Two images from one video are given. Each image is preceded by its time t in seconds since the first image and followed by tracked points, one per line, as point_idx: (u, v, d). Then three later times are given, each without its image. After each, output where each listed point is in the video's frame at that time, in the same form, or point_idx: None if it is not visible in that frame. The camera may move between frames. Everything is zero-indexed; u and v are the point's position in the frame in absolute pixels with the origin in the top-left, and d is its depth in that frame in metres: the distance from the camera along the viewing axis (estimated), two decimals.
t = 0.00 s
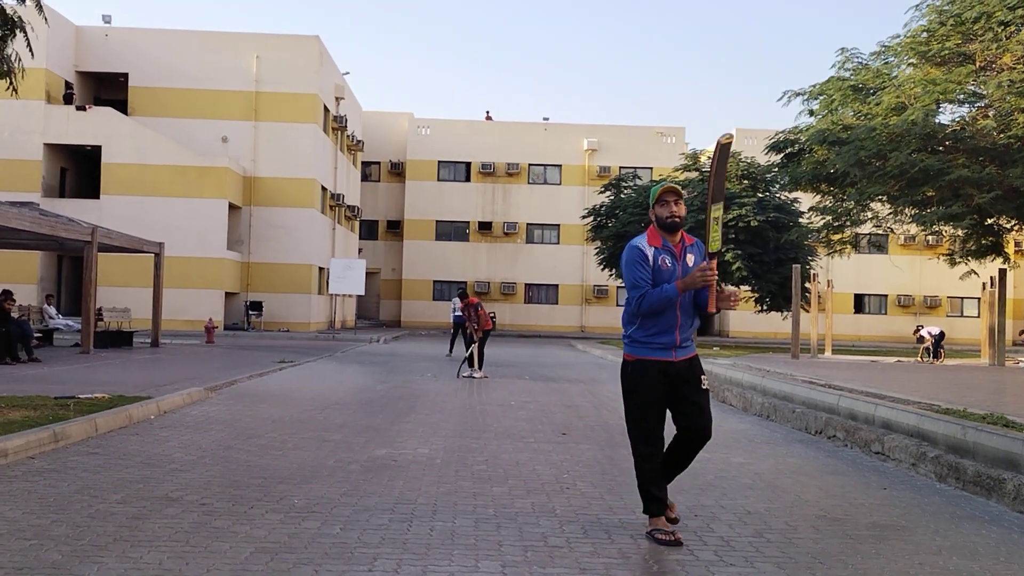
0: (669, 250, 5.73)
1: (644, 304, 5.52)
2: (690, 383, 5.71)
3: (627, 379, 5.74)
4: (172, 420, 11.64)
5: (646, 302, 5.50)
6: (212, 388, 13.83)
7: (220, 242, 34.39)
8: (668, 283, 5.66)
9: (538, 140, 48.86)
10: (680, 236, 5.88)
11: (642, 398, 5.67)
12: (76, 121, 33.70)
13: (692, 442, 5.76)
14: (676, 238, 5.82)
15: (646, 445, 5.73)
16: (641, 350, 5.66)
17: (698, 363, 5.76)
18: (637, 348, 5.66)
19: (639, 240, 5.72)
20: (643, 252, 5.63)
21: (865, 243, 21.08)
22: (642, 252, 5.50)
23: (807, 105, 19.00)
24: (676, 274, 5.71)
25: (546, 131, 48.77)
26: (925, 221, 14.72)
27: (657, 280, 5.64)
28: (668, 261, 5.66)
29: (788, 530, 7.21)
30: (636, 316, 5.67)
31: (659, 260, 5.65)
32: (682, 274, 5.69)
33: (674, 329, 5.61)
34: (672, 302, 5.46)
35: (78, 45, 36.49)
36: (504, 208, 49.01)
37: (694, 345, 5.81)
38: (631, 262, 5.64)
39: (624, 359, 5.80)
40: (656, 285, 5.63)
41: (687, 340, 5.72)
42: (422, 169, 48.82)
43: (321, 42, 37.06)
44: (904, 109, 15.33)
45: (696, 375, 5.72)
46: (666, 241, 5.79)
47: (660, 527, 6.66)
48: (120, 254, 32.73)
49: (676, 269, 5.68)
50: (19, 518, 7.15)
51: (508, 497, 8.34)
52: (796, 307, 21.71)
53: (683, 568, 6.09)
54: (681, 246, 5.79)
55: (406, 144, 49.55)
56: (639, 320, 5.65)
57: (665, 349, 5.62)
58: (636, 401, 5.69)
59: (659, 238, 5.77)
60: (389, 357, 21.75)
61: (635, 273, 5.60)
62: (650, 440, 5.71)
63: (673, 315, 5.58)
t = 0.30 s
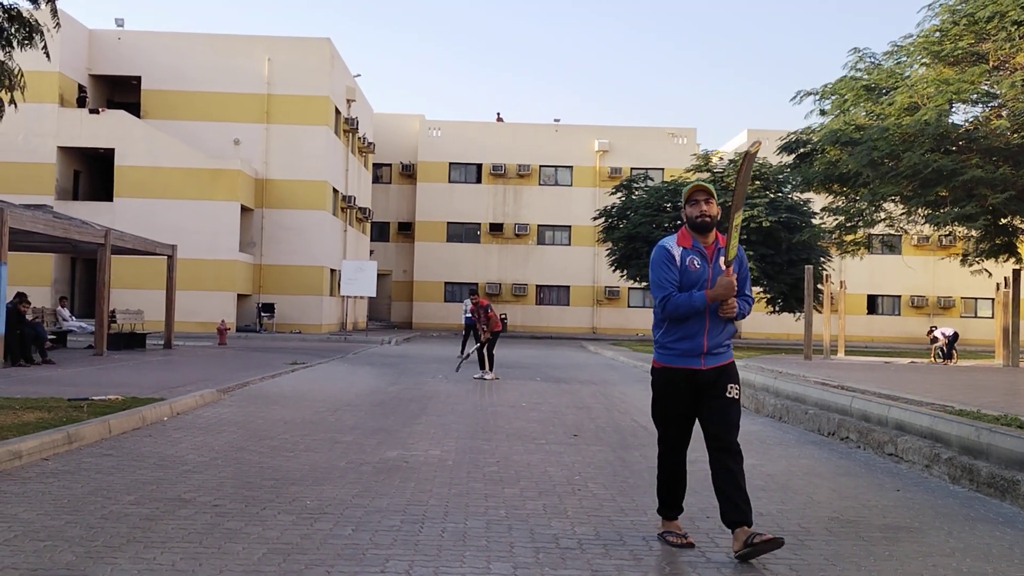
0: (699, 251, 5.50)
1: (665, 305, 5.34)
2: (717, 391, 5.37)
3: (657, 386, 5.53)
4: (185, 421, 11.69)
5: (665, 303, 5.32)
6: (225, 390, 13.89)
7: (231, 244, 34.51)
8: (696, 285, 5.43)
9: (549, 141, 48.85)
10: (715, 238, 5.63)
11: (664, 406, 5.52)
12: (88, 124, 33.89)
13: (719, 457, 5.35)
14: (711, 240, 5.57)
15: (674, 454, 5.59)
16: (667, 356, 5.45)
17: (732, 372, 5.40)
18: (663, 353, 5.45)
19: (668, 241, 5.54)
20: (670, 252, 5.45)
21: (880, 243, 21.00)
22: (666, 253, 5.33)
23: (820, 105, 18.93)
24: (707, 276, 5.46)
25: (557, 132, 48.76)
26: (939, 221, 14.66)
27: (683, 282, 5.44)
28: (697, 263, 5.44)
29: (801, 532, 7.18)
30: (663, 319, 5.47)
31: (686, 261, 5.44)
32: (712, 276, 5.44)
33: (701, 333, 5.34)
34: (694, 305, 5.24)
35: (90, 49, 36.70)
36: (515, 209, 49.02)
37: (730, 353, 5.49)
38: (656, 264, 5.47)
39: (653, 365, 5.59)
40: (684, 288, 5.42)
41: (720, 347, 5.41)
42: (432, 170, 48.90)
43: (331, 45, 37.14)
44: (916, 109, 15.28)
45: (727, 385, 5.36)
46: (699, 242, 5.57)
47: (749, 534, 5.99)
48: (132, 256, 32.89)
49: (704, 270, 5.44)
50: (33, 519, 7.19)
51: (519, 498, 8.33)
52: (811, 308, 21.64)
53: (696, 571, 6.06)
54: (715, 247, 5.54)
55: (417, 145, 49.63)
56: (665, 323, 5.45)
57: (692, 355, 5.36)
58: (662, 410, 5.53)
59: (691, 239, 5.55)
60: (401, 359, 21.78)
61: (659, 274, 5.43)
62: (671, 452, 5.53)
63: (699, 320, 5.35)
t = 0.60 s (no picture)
0: (737, 246, 5.29)
1: (701, 300, 5.11)
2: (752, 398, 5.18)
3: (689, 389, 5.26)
4: (188, 423, 11.71)
5: (702, 297, 5.09)
6: (228, 392, 13.90)
7: (235, 247, 34.57)
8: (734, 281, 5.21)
9: (553, 143, 48.88)
10: (754, 234, 5.43)
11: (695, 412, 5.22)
12: (92, 127, 33.96)
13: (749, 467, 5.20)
14: (749, 235, 5.37)
15: (697, 461, 5.33)
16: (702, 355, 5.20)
17: (768, 378, 5.19)
18: (697, 352, 5.21)
19: (704, 235, 5.34)
20: (706, 246, 5.25)
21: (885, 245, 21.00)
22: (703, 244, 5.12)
23: (823, 107, 18.91)
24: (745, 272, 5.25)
25: (561, 135, 48.80)
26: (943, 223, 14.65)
27: (720, 277, 5.22)
28: (734, 258, 5.22)
29: (805, 534, 7.16)
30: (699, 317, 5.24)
31: (724, 255, 5.24)
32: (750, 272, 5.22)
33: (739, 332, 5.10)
34: (732, 298, 5.00)
35: (95, 51, 36.78)
36: (519, 211, 49.06)
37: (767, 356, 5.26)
38: (691, 257, 5.26)
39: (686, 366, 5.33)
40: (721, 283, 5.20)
41: (757, 349, 5.18)
42: (436, 172, 48.94)
43: (335, 48, 37.19)
44: (920, 111, 15.29)
45: (762, 391, 5.16)
46: (736, 238, 5.36)
47: (755, 557, 5.99)
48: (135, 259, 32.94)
49: (743, 266, 5.22)
50: (37, 521, 7.20)
51: (523, 500, 8.32)
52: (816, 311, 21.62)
53: (699, 572, 6.05)
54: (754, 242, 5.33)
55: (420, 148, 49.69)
56: (701, 321, 5.22)
57: (728, 356, 5.11)
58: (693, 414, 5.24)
59: (729, 234, 5.34)
60: (404, 360, 21.78)
61: (696, 268, 5.20)
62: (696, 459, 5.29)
63: (736, 316, 5.12)
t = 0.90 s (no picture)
0: (767, 248, 4.99)
1: (735, 306, 4.79)
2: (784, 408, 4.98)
3: (720, 397, 4.95)
4: (189, 426, 11.71)
5: (737, 303, 4.78)
6: (229, 395, 13.91)
7: (235, 249, 34.59)
8: (766, 284, 4.92)
9: (554, 147, 48.90)
10: (783, 234, 5.13)
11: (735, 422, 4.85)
12: (93, 129, 33.99)
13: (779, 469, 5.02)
14: (777, 235, 5.07)
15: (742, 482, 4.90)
16: (734, 362, 4.89)
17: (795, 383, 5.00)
18: (729, 358, 4.91)
19: (733, 236, 5.01)
20: (736, 247, 4.93)
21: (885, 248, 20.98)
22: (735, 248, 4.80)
23: (824, 111, 18.91)
24: (776, 275, 4.96)
25: (562, 138, 48.83)
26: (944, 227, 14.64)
27: (751, 280, 4.92)
28: (766, 260, 4.93)
29: (804, 538, 7.16)
30: (729, 323, 4.93)
31: (755, 258, 4.92)
32: (782, 275, 4.94)
33: (774, 338, 4.83)
34: (769, 306, 4.70)
35: (96, 54, 36.84)
36: (519, 215, 49.10)
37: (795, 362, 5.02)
38: (720, 260, 4.94)
39: (714, 371, 5.03)
40: (752, 287, 4.90)
41: (790, 354, 4.92)
42: (437, 176, 48.97)
43: (337, 51, 37.24)
44: (921, 116, 15.31)
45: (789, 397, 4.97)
46: (765, 238, 5.05)
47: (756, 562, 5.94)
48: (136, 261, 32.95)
49: (774, 268, 4.93)
50: (37, 523, 7.20)
51: (523, 503, 8.33)
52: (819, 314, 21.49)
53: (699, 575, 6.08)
54: (783, 243, 5.04)
55: (421, 151, 49.72)
56: (732, 326, 4.92)
57: (762, 362, 4.83)
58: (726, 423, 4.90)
59: (757, 234, 5.03)
60: (404, 364, 21.79)
61: (728, 272, 4.88)
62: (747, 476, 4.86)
63: (771, 322, 4.84)
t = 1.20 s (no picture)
0: (793, 246, 4.70)
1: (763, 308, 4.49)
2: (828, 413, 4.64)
3: (754, 404, 4.62)
4: (190, 424, 11.71)
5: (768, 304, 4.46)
6: (230, 393, 13.91)
7: (236, 248, 34.60)
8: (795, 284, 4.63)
9: (556, 146, 48.90)
10: (805, 231, 4.87)
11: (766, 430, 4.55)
12: (94, 128, 33.99)
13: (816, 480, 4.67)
14: (800, 233, 4.80)
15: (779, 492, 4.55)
16: (769, 366, 4.57)
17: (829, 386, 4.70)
18: (764, 363, 4.59)
19: (756, 235, 4.72)
20: (761, 248, 4.63)
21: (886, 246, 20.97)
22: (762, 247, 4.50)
23: (826, 111, 18.92)
24: (804, 274, 4.68)
25: (564, 137, 48.82)
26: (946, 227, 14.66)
27: (778, 280, 4.62)
28: (793, 259, 4.64)
29: (805, 537, 7.16)
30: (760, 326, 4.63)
31: (782, 256, 4.63)
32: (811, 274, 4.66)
33: (808, 340, 4.54)
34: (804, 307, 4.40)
35: (98, 53, 36.86)
36: (521, 214, 49.09)
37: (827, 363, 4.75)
38: (747, 261, 4.64)
39: (745, 378, 4.72)
40: (780, 289, 4.61)
41: (822, 356, 4.65)
42: (438, 175, 48.98)
43: (339, 50, 37.24)
44: (923, 115, 15.32)
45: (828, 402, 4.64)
46: (789, 236, 4.77)
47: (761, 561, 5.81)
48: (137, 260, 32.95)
49: (802, 267, 4.65)
50: (39, 521, 7.20)
51: (524, 502, 8.33)
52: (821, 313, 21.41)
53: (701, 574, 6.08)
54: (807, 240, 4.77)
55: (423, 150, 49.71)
56: (764, 329, 4.61)
57: (798, 365, 4.53)
58: (759, 433, 4.60)
59: (781, 232, 4.75)
60: (405, 363, 21.79)
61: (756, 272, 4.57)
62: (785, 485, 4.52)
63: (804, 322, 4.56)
